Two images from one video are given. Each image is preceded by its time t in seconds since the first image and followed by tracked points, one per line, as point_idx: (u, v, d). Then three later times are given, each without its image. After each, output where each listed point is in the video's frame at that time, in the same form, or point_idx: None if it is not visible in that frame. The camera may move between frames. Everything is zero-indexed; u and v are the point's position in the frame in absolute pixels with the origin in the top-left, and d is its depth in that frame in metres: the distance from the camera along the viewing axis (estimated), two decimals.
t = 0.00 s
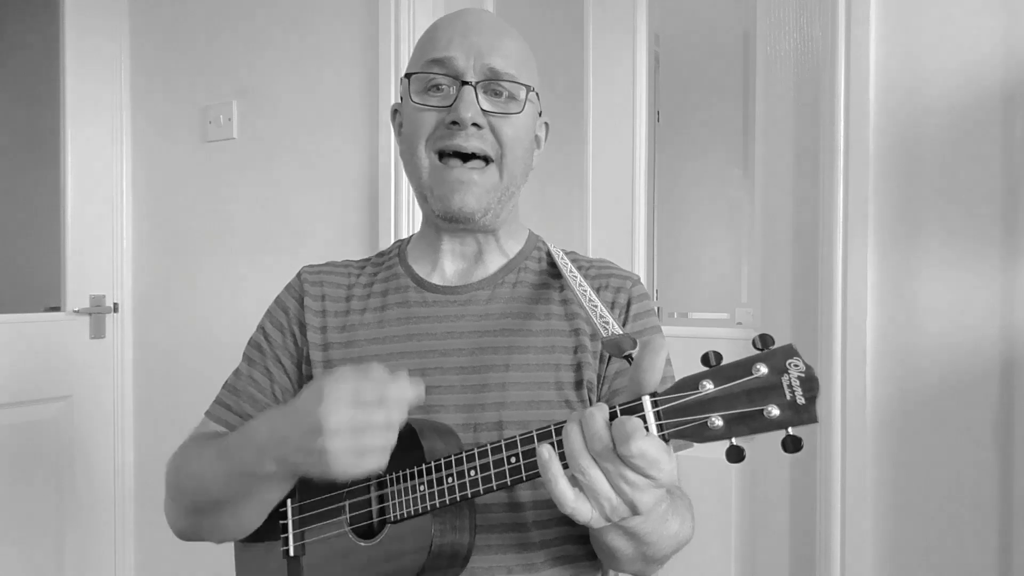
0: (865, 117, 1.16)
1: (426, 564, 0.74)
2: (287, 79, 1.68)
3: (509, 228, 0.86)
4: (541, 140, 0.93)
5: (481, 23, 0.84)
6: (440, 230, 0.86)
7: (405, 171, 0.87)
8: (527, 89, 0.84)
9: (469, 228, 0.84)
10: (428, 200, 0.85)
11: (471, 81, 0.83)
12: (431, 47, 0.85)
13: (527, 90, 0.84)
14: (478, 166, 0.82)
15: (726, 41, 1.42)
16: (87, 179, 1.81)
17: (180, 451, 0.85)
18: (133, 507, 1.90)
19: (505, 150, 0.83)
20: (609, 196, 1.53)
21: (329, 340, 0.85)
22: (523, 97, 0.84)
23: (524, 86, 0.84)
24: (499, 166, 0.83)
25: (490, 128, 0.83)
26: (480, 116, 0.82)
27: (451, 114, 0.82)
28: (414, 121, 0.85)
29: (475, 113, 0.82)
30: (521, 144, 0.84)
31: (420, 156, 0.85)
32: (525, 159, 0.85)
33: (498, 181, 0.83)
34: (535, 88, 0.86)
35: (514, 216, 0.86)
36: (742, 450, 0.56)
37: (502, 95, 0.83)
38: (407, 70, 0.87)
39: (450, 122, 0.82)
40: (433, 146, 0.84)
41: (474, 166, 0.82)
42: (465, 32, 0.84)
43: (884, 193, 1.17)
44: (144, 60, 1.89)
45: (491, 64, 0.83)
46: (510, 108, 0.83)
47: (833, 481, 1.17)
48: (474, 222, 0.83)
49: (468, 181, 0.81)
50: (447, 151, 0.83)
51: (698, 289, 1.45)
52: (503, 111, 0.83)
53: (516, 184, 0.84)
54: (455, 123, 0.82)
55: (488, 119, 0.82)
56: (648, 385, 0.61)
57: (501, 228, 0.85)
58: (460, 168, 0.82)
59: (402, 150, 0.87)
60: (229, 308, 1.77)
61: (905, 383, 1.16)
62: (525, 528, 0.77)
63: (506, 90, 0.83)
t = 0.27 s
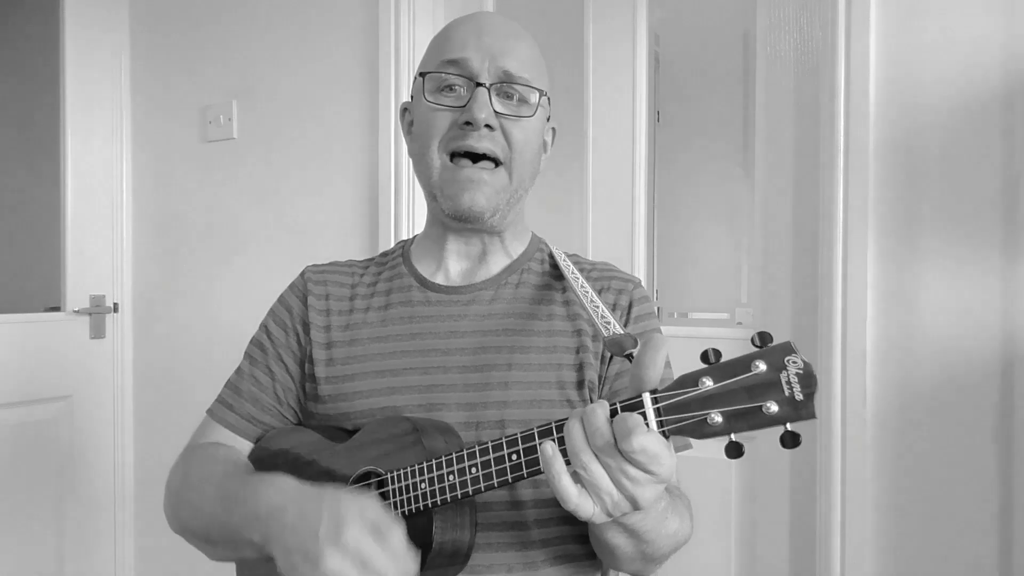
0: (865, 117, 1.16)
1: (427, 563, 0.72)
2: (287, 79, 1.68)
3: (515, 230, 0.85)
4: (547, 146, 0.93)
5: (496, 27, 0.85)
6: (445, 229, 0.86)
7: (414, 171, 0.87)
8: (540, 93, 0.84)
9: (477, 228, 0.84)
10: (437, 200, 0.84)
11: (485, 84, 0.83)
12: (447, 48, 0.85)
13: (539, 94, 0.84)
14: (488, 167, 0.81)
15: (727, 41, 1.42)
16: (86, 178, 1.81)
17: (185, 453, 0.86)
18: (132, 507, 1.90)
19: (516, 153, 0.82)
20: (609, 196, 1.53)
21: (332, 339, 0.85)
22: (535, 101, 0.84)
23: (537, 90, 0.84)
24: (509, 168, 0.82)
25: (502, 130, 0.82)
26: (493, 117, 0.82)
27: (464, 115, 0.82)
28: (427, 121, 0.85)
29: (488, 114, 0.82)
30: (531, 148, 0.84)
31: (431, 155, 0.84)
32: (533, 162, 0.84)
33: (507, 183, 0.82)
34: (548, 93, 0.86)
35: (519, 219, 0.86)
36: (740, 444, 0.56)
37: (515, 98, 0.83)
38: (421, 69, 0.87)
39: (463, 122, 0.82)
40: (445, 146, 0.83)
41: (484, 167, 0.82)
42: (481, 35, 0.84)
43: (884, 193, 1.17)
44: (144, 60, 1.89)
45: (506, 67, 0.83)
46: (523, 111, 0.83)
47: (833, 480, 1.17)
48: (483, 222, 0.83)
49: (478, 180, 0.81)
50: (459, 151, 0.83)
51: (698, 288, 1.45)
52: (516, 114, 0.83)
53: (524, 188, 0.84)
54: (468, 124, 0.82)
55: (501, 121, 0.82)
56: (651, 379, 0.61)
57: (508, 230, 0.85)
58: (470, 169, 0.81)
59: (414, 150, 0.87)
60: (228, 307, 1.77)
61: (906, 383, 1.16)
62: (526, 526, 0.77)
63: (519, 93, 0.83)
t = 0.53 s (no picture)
0: (865, 116, 1.16)
1: (421, 562, 0.74)
2: (287, 79, 1.68)
3: (499, 227, 0.85)
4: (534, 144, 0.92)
5: (478, 25, 0.85)
6: (433, 231, 0.86)
7: (400, 172, 0.86)
8: (523, 92, 0.84)
9: (462, 227, 0.84)
10: (423, 199, 0.84)
11: (469, 83, 0.83)
12: (429, 48, 0.85)
13: (523, 92, 0.84)
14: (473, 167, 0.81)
15: (726, 40, 1.42)
16: (87, 179, 1.81)
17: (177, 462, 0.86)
18: (132, 507, 1.90)
19: (501, 152, 0.82)
20: (608, 195, 1.53)
21: (320, 343, 0.85)
22: (519, 99, 0.84)
23: (520, 88, 0.84)
24: (494, 167, 0.82)
25: (486, 129, 0.82)
26: (478, 117, 0.82)
27: (448, 114, 0.82)
28: (411, 122, 0.85)
29: (473, 113, 0.81)
30: (516, 146, 0.84)
31: (416, 155, 0.84)
32: (518, 160, 0.84)
33: (493, 181, 0.81)
34: (531, 91, 0.86)
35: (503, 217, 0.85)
36: (726, 434, 0.56)
37: (498, 97, 0.83)
38: (404, 70, 0.86)
39: (448, 122, 0.82)
40: (429, 147, 0.83)
41: (471, 167, 0.81)
42: (463, 34, 0.84)
43: (883, 192, 1.17)
44: (144, 61, 1.90)
45: (488, 66, 0.83)
46: (507, 109, 0.83)
47: (833, 480, 1.16)
48: (469, 221, 0.83)
49: (464, 179, 0.81)
50: (443, 151, 0.82)
51: (698, 288, 1.44)
52: (500, 113, 0.83)
53: (510, 186, 0.84)
54: (453, 124, 0.81)
55: (485, 120, 0.82)
56: (634, 372, 0.61)
57: (493, 229, 0.85)
58: (454, 169, 0.81)
59: (398, 151, 0.87)
60: (228, 308, 1.77)
61: (905, 382, 1.15)
62: (519, 524, 0.76)
63: (502, 91, 0.83)
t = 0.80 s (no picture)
0: (865, 114, 1.15)
1: (407, 568, 0.72)
2: (286, 79, 1.68)
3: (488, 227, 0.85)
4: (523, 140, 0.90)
5: (478, 25, 0.84)
6: (422, 232, 0.86)
7: (397, 171, 0.85)
8: (522, 93, 0.84)
9: (459, 227, 0.83)
10: (424, 198, 0.82)
11: (470, 83, 0.82)
12: (430, 47, 0.84)
13: (522, 93, 0.84)
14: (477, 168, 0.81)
15: (726, 39, 1.41)
16: (86, 179, 1.82)
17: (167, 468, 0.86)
18: (132, 507, 1.90)
19: (502, 153, 0.82)
20: (608, 195, 1.52)
21: (308, 348, 0.84)
22: (519, 100, 0.84)
23: (519, 90, 0.84)
24: (496, 168, 0.82)
25: (488, 130, 0.81)
26: (481, 118, 0.81)
27: (452, 114, 0.81)
28: (411, 121, 0.83)
29: (476, 114, 0.81)
30: (513, 148, 0.84)
31: (416, 155, 0.82)
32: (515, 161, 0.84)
33: (496, 182, 0.81)
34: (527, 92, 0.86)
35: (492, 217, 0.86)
36: (705, 436, 0.55)
37: (500, 97, 0.83)
38: (403, 68, 0.85)
39: (451, 122, 0.81)
40: (432, 147, 0.82)
41: (473, 167, 0.81)
42: (464, 33, 0.83)
43: (883, 191, 1.16)
44: (144, 61, 1.90)
45: (490, 66, 0.82)
46: (509, 111, 0.83)
47: (833, 481, 1.15)
48: (472, 220, 0.82)
49: (468, 180, 0.80)
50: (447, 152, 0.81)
51: (698, 288, 1.44)
52: (501, 114, 0.83)
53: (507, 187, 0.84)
54: (457, 124, 0.81)
55: (487, 121, 0.81)
56: (612, 374, 0.60)
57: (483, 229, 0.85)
58: (459, 170, 0.80)
59: (394, 151, 0.85)
60: (227, 307, 1.77)
61: (905, 383, 1.14)
62: (509, 526, 0.76)
63: (502, 93, 0.83)
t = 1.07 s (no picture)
0: (864, 114, 1.15)
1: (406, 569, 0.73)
2: (287, 79, 1.68)
3: (484, 225, 0.85)
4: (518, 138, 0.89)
5: (465, 23, 0.84)
6: (417, 233, 0.86)
7: (388, 173, 0.85)
8: (511, 90, 0.84)
9: (450, 226, 0.83)
10: (415, 198, 0.82)
11: (457, 82, 0.82)
12: (416, 48, 0.84)
13: (511, 91, 0.84)
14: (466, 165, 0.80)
15: (726, 40, 1.41)
16: (86, 179, 1.82)
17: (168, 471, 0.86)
18: (133, 507, 1.90)
19: (491, 150, 0.81)
20: (608, 195, 1.52)
21: (305, 349, 0.84)
22: (507, 98, 0.84)
23: (508, 87, 0.84)
24: (486, 165, 0.81)
25: (476, 128, 0.81)
26: (468, 116, 0.81)
27: (439, 114, 0.81)
28: (398, 122, 0.83)
29: (464, 113, 0.81)
30: (504, 145, 0.83)
31: (406, 155, 0.82)
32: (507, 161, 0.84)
33: (487, 179, 0.81)
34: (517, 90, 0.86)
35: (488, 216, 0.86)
36: (701, 436, 0.55)
37: (487, 95, 0.83)
38: (390, 70, 0.85)
39: (438, 122, 0.81)
40: (420, 147, 0.82)
41: (462, 165, 0.80)
42: (450, 32, 0.83)
43: (883, 191, 1.16)
44: (145, 61, 1.90)
45: (476, 65, 0.83)
46: (497, 108, 0.83)
47: (833, 481, 1.15)
48: (462, 217, 0.82)
49: (459, 178, 0.80)
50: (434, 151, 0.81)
51: (698, 288, 1.44)
52: (489, 112, 0.82)
53: (499, 185, 0.83)
54: (444, 123, 0.80)
55: (475, 119, 0.81)
56: (607, 375, 0.60)
57: (479, 228, 0.84)
58: (448, 167, 0.80)
59: (385, 153, 0.85)
60: (227, 308, 1.77)
61: (905, 383, 1.14)
62: (507, 526, 0.75)
63: (491, 91, 0.83)
